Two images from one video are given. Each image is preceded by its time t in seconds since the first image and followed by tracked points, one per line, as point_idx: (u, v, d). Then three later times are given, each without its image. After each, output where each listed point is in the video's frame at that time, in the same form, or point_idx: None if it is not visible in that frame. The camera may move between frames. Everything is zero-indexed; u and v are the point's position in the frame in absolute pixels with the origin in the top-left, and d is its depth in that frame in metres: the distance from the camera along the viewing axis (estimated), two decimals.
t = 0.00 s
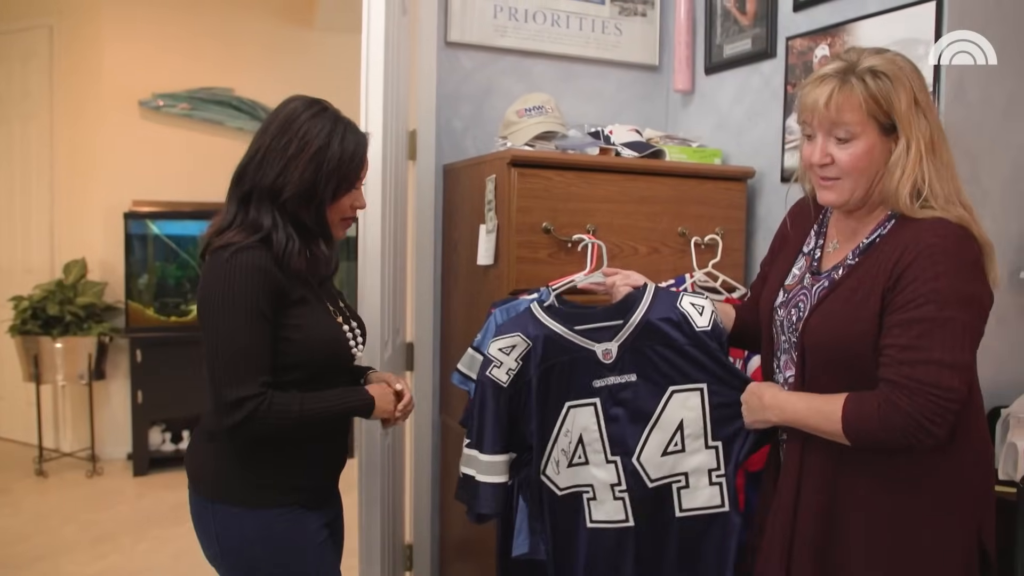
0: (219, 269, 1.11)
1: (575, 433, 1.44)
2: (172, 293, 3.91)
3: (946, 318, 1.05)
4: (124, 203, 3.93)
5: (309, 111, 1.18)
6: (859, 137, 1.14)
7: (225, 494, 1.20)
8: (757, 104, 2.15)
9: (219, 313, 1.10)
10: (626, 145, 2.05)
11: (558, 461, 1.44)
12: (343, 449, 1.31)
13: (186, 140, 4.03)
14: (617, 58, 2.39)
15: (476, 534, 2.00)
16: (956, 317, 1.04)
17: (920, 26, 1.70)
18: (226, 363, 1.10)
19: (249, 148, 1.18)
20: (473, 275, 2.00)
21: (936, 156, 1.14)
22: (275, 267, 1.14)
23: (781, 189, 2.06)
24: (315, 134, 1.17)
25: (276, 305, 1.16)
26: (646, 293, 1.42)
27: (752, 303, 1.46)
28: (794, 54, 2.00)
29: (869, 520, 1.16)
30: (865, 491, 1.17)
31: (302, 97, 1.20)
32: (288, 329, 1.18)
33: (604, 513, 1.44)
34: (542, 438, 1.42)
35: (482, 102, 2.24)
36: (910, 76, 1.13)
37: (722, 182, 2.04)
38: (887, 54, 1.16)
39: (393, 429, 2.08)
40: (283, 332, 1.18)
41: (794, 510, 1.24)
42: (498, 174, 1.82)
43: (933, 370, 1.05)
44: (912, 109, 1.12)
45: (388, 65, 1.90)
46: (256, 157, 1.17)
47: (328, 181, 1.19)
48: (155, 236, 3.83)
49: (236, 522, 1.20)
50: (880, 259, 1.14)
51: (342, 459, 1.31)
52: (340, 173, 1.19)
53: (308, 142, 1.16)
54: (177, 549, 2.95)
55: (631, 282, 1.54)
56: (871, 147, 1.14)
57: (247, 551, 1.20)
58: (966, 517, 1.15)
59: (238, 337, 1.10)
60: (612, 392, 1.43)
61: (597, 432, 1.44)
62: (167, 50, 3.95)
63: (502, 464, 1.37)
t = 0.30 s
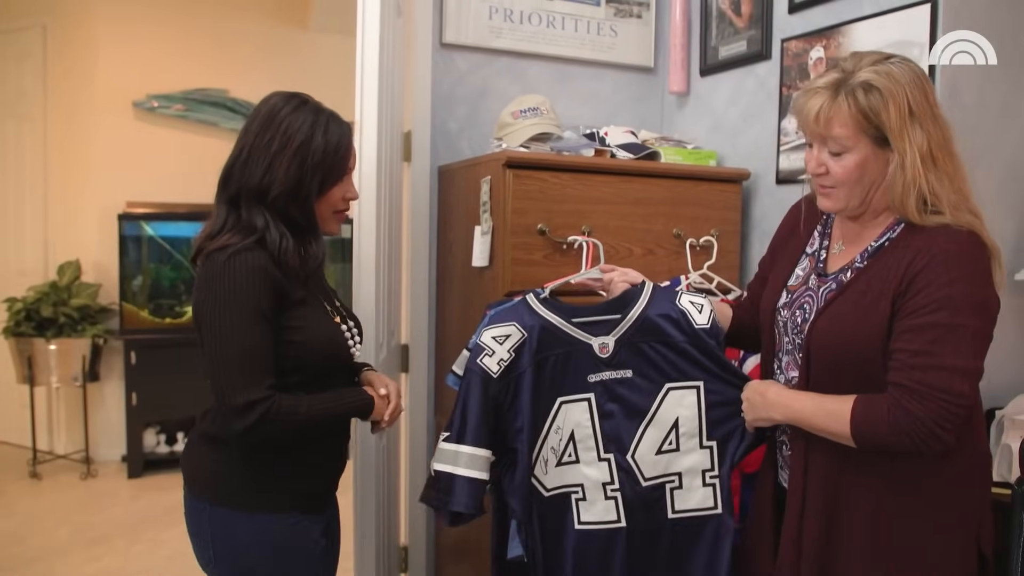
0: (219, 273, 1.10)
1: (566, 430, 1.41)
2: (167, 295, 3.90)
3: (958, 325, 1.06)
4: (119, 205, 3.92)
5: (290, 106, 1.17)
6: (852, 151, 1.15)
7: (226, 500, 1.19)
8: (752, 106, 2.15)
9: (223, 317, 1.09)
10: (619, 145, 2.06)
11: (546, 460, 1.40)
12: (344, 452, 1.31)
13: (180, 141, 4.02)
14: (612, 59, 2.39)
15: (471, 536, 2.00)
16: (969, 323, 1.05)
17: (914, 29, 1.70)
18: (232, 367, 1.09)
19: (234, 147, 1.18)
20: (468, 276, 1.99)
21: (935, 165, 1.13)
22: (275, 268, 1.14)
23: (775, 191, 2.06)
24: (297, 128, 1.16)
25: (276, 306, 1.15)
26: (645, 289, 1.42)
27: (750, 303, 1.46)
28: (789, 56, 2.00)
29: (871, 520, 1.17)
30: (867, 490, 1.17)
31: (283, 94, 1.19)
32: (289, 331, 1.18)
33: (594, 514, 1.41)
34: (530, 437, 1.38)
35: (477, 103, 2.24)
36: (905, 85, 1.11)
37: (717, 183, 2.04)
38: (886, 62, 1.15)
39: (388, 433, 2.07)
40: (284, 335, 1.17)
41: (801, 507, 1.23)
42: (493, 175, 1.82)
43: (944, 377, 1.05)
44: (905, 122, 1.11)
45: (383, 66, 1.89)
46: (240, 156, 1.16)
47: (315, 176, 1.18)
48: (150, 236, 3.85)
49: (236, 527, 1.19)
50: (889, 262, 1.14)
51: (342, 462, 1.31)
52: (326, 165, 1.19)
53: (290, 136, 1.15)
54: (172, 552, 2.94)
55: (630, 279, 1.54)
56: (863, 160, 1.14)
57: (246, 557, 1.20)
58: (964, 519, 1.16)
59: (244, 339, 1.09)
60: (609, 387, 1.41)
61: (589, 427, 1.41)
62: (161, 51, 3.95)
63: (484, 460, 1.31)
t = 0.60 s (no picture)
0: (206, 274, 1.10)
1: (569, 431, 1.40)
2: (160, 295, 3.89)
3: (969, 331, 1.06)
4: (112, 204, 3.91)
5: (274, 100, 1.16)
6: (864, 150, 1.15)
7: (220, 502, 1.18)
8: (746, 108, 2.15)
9: (209, 320, 1.09)
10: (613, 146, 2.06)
11: (548, 461, 1.40)
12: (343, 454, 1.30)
13: (174, 141, 4.01)
14: (606, 61, 2.39)
15: (466, 537, 1.99)
16: (979, 329, 1.06)
17: (908, 32, 1.71)
18: (220, 371, 1.09)
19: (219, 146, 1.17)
20: (463, 276, 1.99)
21: (949, 169, 1.13)
22: (263, 269, 1.13)
23: (769, 192, 2.07)
24: (281, 123, 1.15)
25: (265, 307, 1.15)
26: (650, 288, 1.42)
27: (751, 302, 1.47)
28: (784, 58, 2.01)
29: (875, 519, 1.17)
30: (871, 490, 1.17)
31: (269, 88, 1.18)
32: (280, 332, 1.17)
33: (599, 516, 1.41)
34: (532, 438, 1.37)
35: (472, 103, 2.24)
36: (924, 88, 1.12)
37: (712, 184, 2.04)
38: (904, 64, 1.15)
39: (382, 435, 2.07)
40: (274, 336, 1.17)
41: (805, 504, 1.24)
42: (488, 176, 1.82)
43: (955, 383, 1.06)
44: (921, 125, 1.12)
45: (378, 67, 1.89)
46: (225, 155, 1.16)
47: (300, 171, 1.18)
48: (143, 236, 3.82)
49: (230, 530, 1.18)
50: (900, 265, 1.14)
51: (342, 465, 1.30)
52: (311, 159, 1.18)
53: (274, 133, 1.15)
54: (164, 552, 2.93)
55: (632, 276, 1.53)
56: (875, 159, 1.15)
57: (240, 561, 1.19)
58: (964, 523, 1.17)
59: (232, 342, 1.09)
60: (613, 386, 1.41)
61: (592, 428, 1.41)
62: (155, 50, 3.93)
63: (493, 462, 1.31)
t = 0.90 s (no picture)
0: (198, 279, 1.09)
1: (563, 425, 1.40)
2: (154, 295, 3.88)
3: (964, 332, 1.06)
4: (106, 205, 3.90)
5: (268, 99, 1.15)
6: (862, 150, 1.15)
7: (213, 505, 1.17)
8: (740, 108, 2.15)
9: (201, 326, 1.09)
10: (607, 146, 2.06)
11: (541, 454, 1.39)
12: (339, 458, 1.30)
13: (168, 141, 4.00)
14: (600, 61, 2.39)
15: (460, 538, 1.99)
16: (974, 330, 1.06)
17: (901, 32, 1.71)
18: (212, 377, 1.08)
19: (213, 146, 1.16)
20: (457, 276, 1.99)
21: (948, 171, 1.14)
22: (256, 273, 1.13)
23: (763, 193, 2.07)
24: (275, 124, 1.14)
25: (259, 311, 1.14)
26: (645, 283, 1.42)
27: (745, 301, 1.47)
28: (777, 58, 2.01)
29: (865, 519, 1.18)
30: (861, 491, 1.18)
31: (266, 87, 1.18)
32: (274, 336, 1.17)
33: (591, 509, 1.40)
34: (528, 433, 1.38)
35: (466, 104, 2.24)
36: (924, 88, 1.12)
37: (706, 184, 2.04)
38: (904, 64, 1.15)
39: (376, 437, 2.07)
40: (269, 340, 1.17)
41: (796, 506, 1.24)
42: (482, 176, 1.82)
43: (949, 384, 1.06)
44: (921, 126, 1.12)
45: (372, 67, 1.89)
46: (219, 156, 1.15)
47: (294, 173, 1.16)
48: (137, 236, 3.83)
49: (223, 533, 1.17)
50: (896, 265, 1.15)
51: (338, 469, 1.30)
52: (306, 161, 1.17)
53: (267, 134, 1.14)
54: (159, 553, 2.93)
55: (627, 270, 1.53)
56: (874, 159, 1.15)
57: (232, 565, 1.18)
58: (954, 523, 1.17)
59: (225, 348, 1.08)
60: (607, 382, 1.41)
61: (586, 423, 1.40)
62: (150, 50, 3.93)
63: (485, 455, 1.31)
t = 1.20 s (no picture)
0: (191, 292, 1.07)
1: (546, 419, 1.40)
2: (145, 295, 3.86)
3: (952, 332, 1.06)
4: (96, 205, 3.88)
5: (259, 105, 1.11)
6: (853, 150, 1.15)
7: (204, 512, 1.16)
8: (732, 109, 2.15)
9: (194, 340, 1.07)
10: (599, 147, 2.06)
11: (524, 448, 1.39)
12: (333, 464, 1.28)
13: (159, 141, 3.99)
14: (592, 61, 2.39)
15: (451, 539, 1.99)
16: (962, 331, 1.06)
17: (892, 34, 1.71)
18: (206, 392, 1.07)
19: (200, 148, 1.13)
20: (448, 276, 1.98)
21: (937, 173, 1.14)
22: (250, 284, 1.11)
23: (755, 193, 2.07)
24: (264, 133, 1.10)
25: (252, 323, 1.12)
26: (638, 283, 1.42)
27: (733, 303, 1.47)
28: (769, 59, 2.01)
29: (851, 521, 1.17)
30: (849, 494, 1.18)
31: (258, 87, 1.14)
32: (268, 346, 1.15)
33: (570, 504, 1.40)
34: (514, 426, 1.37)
35: (458, 104, 2.23)
36: (915, 88, 1.12)
37: (698, 185, 2.04)
38: (896, 66, 1.15)
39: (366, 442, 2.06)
40: (263, 351, 1.15)
41: (782, 509, 1.24)
42: (473, 177, 1.81)
43: (937, 384, 1.06)
44: (911, 127, 1.12)
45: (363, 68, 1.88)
46: (206, 163, 1.11)
47: (281, 186, 1.12)
48: (127, 236, 3.81)
49: (214, 539, 1.16)
50: (885, 266, 1.15)
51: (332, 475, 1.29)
52: (293, 173, 1.12)
53: (254, 143, 1.09)
54: (149, 555, 2.92)
55: (620, 268, 1.49)
56: (864, 160, 1.15)
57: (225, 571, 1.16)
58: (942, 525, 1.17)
59: (220, 365, 1.06)
60: (594, 379, 1.41)
61: (571, 420, 1.40)
62: (141, 50, 3.91)
63: (467, 445, 1.31)
